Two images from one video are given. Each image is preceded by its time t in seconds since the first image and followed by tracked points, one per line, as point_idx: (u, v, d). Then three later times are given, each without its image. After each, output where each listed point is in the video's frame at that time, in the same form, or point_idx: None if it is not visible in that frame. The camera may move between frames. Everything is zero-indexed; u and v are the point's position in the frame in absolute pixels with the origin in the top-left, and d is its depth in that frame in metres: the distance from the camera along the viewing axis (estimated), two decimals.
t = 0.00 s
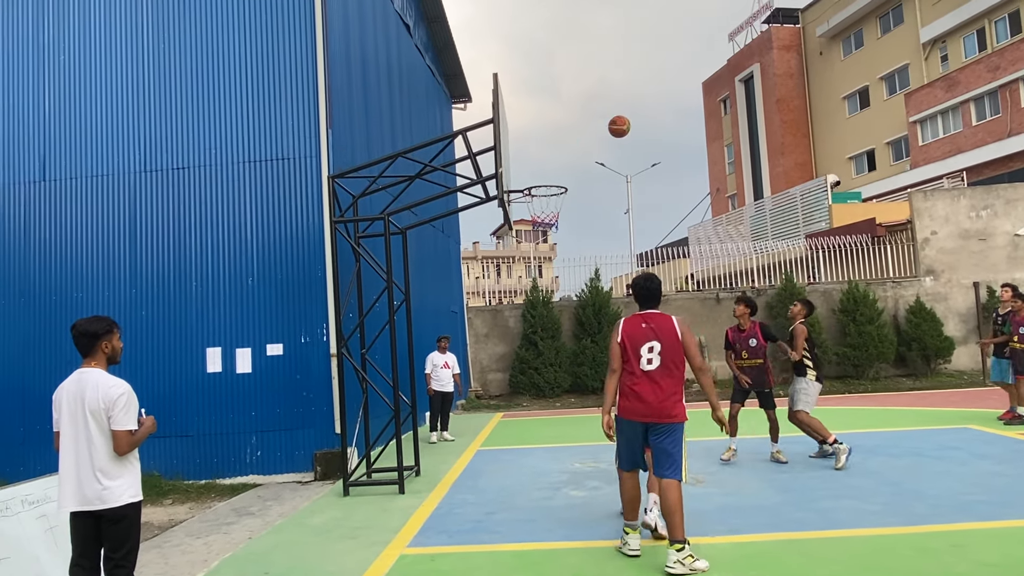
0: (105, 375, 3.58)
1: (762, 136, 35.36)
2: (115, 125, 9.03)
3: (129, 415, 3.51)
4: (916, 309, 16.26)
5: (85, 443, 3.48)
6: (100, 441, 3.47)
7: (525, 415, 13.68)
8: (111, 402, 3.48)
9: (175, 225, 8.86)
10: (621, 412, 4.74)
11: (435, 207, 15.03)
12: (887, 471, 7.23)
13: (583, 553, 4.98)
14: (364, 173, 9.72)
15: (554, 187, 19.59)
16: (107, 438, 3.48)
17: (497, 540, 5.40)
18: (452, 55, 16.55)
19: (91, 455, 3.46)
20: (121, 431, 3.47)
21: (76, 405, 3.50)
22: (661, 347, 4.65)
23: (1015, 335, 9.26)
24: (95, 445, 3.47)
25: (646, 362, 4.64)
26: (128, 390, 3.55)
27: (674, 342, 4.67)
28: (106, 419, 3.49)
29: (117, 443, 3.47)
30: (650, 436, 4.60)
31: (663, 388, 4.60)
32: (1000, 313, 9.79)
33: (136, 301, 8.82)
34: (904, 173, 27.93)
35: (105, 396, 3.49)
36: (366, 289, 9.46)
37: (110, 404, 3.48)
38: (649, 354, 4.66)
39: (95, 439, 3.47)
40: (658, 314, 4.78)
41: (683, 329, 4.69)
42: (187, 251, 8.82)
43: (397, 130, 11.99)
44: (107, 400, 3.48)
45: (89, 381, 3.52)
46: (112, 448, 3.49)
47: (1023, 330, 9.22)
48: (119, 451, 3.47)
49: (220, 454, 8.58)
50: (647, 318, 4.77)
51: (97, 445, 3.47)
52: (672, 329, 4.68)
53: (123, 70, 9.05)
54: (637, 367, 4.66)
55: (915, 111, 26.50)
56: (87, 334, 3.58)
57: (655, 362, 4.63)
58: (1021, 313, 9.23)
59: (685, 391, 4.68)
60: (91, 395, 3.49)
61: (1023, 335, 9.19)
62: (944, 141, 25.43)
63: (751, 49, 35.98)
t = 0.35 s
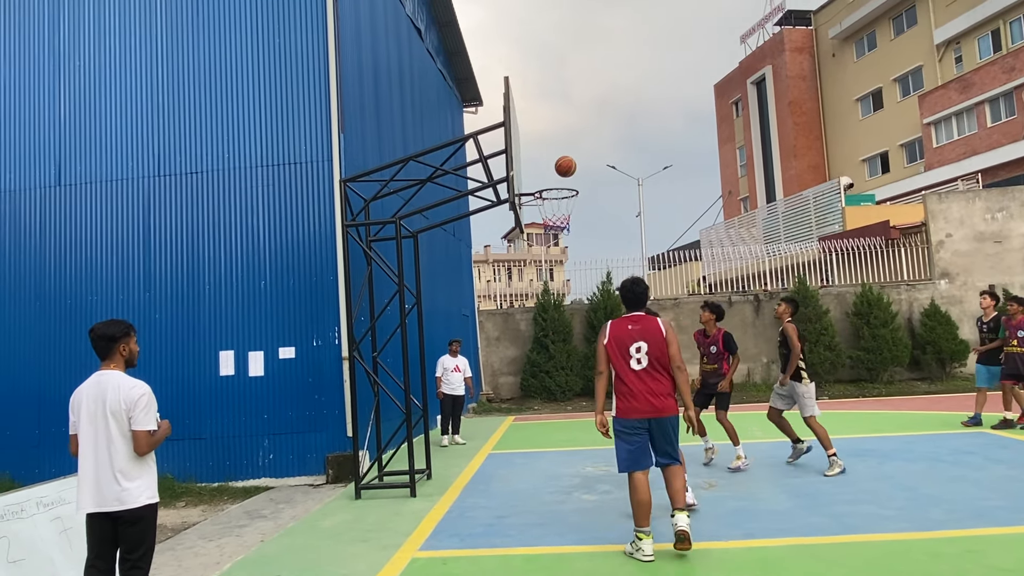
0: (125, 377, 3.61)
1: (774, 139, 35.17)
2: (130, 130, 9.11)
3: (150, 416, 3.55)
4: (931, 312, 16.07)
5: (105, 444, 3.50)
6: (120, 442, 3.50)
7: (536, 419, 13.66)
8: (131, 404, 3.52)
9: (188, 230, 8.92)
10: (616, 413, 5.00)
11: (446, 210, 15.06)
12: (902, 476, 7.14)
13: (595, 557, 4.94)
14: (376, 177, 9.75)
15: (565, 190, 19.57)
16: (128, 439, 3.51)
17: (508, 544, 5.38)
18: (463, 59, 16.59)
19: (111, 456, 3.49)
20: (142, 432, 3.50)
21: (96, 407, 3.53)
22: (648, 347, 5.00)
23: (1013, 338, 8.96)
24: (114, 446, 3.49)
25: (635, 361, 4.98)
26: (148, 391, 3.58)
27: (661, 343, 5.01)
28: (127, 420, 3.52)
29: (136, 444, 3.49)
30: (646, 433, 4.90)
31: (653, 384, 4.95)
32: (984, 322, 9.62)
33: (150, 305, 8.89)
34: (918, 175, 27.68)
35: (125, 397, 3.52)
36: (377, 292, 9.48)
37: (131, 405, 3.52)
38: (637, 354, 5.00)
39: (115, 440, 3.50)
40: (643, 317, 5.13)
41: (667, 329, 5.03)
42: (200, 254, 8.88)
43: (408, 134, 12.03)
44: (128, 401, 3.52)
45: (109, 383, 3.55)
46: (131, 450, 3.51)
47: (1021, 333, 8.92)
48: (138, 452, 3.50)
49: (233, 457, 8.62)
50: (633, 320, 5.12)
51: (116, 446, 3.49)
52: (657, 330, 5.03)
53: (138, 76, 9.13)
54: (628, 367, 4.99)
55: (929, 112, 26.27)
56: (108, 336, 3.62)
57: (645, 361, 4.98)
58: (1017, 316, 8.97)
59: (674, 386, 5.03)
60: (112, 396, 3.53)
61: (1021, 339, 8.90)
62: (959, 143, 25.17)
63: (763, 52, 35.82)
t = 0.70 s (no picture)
0: (146, 375, 3.63)
1: (785, 139, 35.00)
2: (142, 132, 9.17)
3: (172, 414, 3.58)
4: (943, 313, 15.93)
5: (126, 441, 3.52)
6: (142, 439, 3.51)
7: (545, 420, 13.65)
8: (154, 402, 3.54)
9: (199, 231, 8.97)
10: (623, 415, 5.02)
11: (456, 211, 15.08)
12: (914, 479, 7.07)
13: (604, 559, 4.92)
14: (386, 178, 9.76)
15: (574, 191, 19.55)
16: (149, 436, 3.53)
17: (518, 545, 5.36)
18: (473, 60, 16.60)
19: (132, 453, 3.50)
20: (164, 429, 3.52)
21: (118, 404, 3.55)
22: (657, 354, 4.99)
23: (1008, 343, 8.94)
24: (136, 443, 3.51)
25: (644, 368, 4.97)
26: (169, 389, 3.61)
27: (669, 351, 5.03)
28: (149, 418, 3.54)
29: (158, 441, 3.52)
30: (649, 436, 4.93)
31: (660, 390, 4.96)
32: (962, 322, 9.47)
33: (161, 305, 8.94)
34: (930, 175, 27.46)
35: (148, 395, 3.55)
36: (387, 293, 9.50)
37: (153, 403, 3.54)
38: (646, 361, 4.98)
39: (136, 437, 3.51)
40: (655, 325, 5.14)
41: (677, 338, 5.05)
42: (211, 256, 8.92)
43: (418, 135, 12.05)
44: (150, 399, 3.54)
45: (132, 381, 3.57)
46: (152, 447, 3.54)
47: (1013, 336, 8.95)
48: (160, 448, 3.52)
49: (243, 457, 8.64)
50: (645, 327, 5.11)
51: (138, 443, 3.50)
52: (667, 338, 5.03)
53: (150, 78, 9.19)
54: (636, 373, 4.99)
55: (941, 113, 26.06)
56: (130, 335, 3.64)
57: (653, 368, 4.97)
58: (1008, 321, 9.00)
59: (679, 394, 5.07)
60: (134, 393, 3.55)
61: (1015, 341, 8.90)
62: (971, 144, 24.96)
63: (774, 52, 35.66)
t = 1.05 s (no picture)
0: (153, 372, 3.65)
1: (792, 137, 34.87)
2: (151, 128, 9.21)
3: (178, 411, 3.60)
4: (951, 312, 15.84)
5: (132, 438, 3.53)
6: (148, 435, 3.53)
7: (550, 418, 13.67)
8: (160, 398, 3.56)
9: (207, 227, 9.00)
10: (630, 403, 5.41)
11: (463, 209, 15.09)
12: (921, 478, 7.04)
13: (609, 557, 4.91)
14: (392, 176, 9.77)
15: (581, 189, 19.51)
16: (155, 433, 3.55)
17: (523, 542, 5.37)
18: (480, 57, 16.59)
19: (138, 449, 3.52)
20: (169, 427, 3.54)
21: (124, 400, 3.57)
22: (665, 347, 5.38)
23: (1017, 343, 8.88)
24: (142, 440, 3.52)
25: (653, 358, 5.35)
26: (176, 386, 3.63)
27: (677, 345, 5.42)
28: (155, 415, 3.56)
29: (163, 437, 3.53)
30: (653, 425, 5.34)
31: (667, 381, 5.33)
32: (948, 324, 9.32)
33: (168, 301, 8.98)
34: (939, 174, 27.30)
35: (155, 392, 3.57)
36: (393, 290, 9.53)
37: (159, 400, 3.56)
38: (656, 352, 5.36)
39: (142, 433, 3.53)
40: (662, 319, 5.50)
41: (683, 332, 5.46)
42: (218, 252, 8.95)
43: (425, 132, 12.05)
44: (157, 395, 3.56)
45: (138, 378, 3.60)
46: (158, 443, 3.55)
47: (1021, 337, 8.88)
48: (166, 445, 3.54)
49: (250, 453, 8.68)
50: (655, 320, 5.47)
51: (144, 440, 3.52)
52: (675, 332, 5.42)
53: (159, 75, 9.22)
54: (644, 363, 5.35)
55: (950, 111, 25.90)
56: (139, 331, 3.67)
57: (660, 360, 5.35)
58: (1016, 322, 8.97)
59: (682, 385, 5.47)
60: (141, 390, 3.57)
61: None
62: (980, 142, 24.79)
63: (782, 50, 35.50)
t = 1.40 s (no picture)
0: (153, 364, 3.66)
1: (797, 133, 34.75)
2: (155, 120, 9.20)
3: (176, 404, 3.60)
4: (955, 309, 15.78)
5: (131, 430, 3.54)
6: (147, 428, 3.54)
7: (552, 412, 13.69)
8: (159, 391, 3.56)
9: (211, 218, 9.00)
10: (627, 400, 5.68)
11: (466, 203, 15.07)
12: (923, 475, 7.03)
13: (611, 552, 4.91)
14: (396, 169, 9.76)
15: (585, 183, 19.46)
16: (154, 425, 3.55)
17: (525, 536, 5.38)
18: (484, 51, 16.54)
19: (137, 441, 3.53)
20: (168, 419, 3.54)
21: (123, 392, 3.58)
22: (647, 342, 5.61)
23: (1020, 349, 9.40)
24: (141, 432, 3.53)
25: (638, 356, 5.61)
26: (175, 379, 3.63)
27: (660, 338, 5.63)
28: (153, 407, 3.56)
29: (162, 430, 3.54)
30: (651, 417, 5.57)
31: (657, 375, 5.57)
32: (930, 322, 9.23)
33: (172, 293, 8.99)
34: (944, 171, 27.19)
35: (154, 384, 3.57)
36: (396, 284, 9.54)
37: (158, 392, 3.56)
38: (641, 349, 5.62)
39: (141, 426, 3.54)
40: (644, 315, 5.76)
41: (665, 324, 5.68)
42: (222, 244, 8.96)
43: (429, 126, 12.02)
44: (156, 388, 3.56)
45: (138, 369, 3.60)
46: (157, 436, 3.56)
47: None
48: (164, 438, 3.54)
49: (253, 446, 8.70)
50: (637, 318, 5.73)
51: (143, 432, 3.53)
52: (658, 327, 5.65)
53: (163, 67, 9.21)
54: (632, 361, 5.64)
55: (956, 108, 25.78)
56: (141, 323, 3.68)
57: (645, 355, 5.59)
58: None
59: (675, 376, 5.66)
60: (140, 382, 3.58)
61: None
62: (986, 139, 24.68)
63: (787, 45, 35.34)
